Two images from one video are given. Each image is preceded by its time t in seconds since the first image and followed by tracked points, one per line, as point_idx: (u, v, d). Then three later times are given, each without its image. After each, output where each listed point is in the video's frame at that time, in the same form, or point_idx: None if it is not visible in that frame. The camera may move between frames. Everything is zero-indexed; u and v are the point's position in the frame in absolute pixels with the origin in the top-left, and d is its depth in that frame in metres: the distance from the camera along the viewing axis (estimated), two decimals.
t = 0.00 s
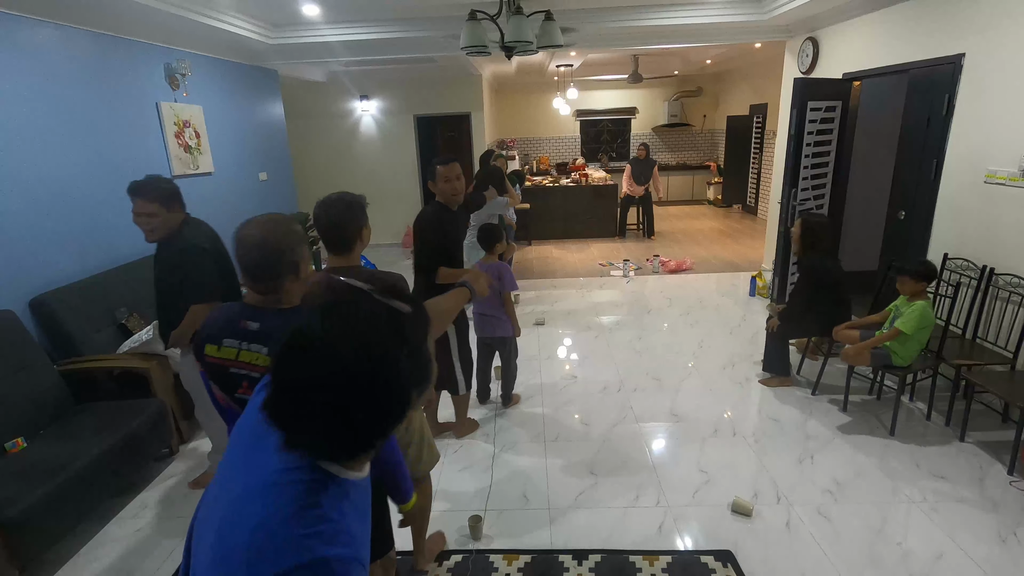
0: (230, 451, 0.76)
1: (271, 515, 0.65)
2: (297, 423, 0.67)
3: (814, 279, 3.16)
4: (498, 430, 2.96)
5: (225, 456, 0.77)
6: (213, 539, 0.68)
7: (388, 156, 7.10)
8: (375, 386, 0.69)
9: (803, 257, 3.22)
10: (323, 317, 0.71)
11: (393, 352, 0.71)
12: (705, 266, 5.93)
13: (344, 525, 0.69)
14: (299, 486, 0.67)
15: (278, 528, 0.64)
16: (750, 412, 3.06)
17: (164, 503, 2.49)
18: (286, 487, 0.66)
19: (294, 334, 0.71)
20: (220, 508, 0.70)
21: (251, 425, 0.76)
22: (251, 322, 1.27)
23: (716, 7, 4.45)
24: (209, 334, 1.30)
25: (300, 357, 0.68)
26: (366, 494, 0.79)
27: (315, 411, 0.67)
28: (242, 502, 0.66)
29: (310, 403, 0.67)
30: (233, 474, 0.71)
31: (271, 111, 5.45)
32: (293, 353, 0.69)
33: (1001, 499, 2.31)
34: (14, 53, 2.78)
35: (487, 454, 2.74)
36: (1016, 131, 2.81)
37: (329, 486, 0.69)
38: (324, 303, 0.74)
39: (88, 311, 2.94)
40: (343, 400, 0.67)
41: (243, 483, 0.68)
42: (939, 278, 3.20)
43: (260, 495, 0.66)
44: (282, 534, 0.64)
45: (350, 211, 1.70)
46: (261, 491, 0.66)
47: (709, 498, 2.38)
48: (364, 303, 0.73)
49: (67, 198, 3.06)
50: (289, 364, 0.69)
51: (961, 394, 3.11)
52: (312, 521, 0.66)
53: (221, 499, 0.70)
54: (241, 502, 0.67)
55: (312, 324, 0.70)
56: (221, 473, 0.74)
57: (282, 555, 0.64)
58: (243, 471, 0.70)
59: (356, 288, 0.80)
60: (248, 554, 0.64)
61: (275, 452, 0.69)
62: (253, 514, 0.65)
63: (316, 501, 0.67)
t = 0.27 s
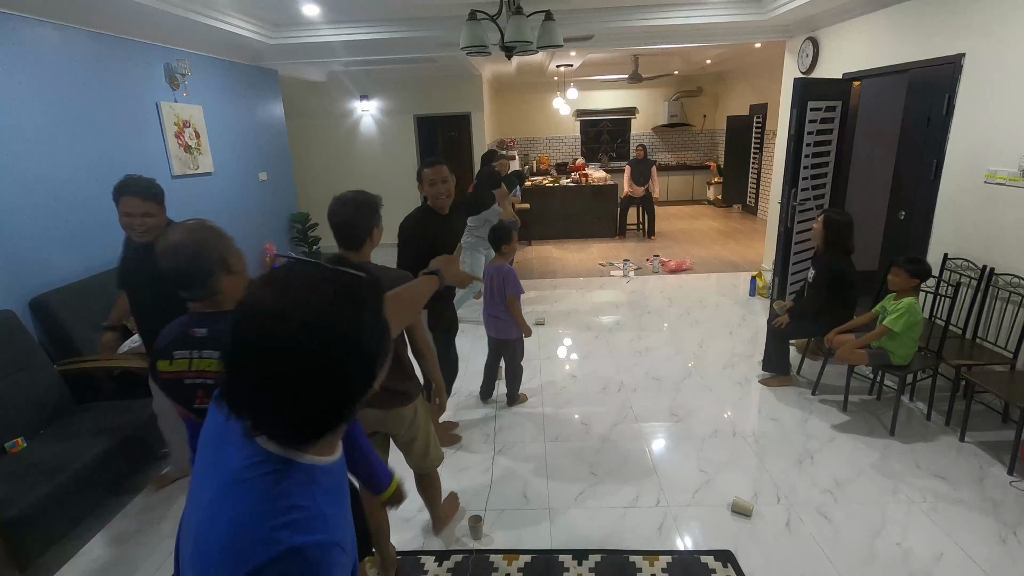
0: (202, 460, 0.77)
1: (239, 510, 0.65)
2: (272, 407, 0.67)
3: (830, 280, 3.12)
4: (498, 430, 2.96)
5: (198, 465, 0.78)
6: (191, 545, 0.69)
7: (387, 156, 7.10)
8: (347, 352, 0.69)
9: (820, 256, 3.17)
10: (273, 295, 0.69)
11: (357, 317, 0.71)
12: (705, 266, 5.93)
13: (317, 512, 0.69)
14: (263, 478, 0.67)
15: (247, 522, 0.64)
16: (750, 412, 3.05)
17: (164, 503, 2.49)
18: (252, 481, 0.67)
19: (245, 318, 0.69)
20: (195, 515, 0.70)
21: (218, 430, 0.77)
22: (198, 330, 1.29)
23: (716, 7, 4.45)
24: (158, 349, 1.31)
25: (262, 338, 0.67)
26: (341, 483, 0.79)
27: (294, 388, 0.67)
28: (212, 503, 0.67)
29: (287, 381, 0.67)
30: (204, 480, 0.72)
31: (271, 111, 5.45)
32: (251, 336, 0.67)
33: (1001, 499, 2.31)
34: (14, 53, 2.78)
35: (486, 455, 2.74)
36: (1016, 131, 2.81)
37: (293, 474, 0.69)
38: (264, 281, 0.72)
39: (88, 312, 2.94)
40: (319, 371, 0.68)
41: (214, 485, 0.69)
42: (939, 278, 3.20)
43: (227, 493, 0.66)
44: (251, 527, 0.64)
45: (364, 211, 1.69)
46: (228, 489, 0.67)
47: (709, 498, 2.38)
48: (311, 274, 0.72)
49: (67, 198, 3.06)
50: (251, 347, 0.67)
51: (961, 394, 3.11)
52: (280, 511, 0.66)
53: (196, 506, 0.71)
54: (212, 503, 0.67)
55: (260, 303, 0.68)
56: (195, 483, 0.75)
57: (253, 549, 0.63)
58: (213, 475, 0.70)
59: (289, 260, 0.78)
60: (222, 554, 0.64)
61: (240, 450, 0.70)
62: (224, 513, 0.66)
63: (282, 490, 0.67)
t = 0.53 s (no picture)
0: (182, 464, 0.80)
1: (215, 505, 0.68)
2: (241, 394, 0.68)
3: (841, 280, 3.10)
4: (498, 430, 2.96)
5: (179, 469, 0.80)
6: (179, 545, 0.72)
7: (387, 156, 7.10)
8: (313, 331, 0.71)
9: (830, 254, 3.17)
10: (231, 280, 0.68)
11: (317, 296, 0.73)
12: (705, 266, 5.93)
13: (292, 498, 0.71)
14: (233, 473, 0.69)
15: (222, 514, 0.67)
16: (750, 412, 3.05)
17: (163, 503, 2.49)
18: (225, 475, 0.69)
19: (203, 306, 0.68)
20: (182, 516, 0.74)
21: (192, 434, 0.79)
22: (152, 336, 1.41)
23: (716, 7, 4.45)
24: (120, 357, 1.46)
25: (227, 325, 0.67)
26: (320, 470, 0.81)
27: (263, 370, 0.68)
28: (192, 502, 0.70)
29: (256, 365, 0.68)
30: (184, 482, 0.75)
31: (271, 111, 5.45)
32: (213, 323, 0.67)
33: (1001, 499, 2.31)
34: (14, 53, 2.78)
35: (486, 454, 2.74)
36: (1016, 131, 2.81)
37: (264, 464, 0.71)
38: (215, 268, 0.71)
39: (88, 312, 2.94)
40: (287, 352, 0.69)
41: (193, 485, 0.72)
42: (939, 278, 3.20)
43: (204, 490, 0.69)
44: (226, 520, 0.67)
45: (384, 211, 1.62)
46: (205, 486, 0.69)
47: (709, 498, 2.38)
48: (265, 255, 0.72)
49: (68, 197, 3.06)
50: (214, 334, 0.67)
51: (961, 394, 3.11)
52: (252, 501, 0.68)
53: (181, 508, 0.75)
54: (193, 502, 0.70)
55: (217, 289, 0.68)
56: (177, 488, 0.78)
57: (230, 540, 0.66)
58: (191, 476, 0.73)
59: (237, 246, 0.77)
60: (204, 549, 0.67)
61: (212, 448, 0.72)
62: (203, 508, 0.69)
63: (254, 480, 0.69)
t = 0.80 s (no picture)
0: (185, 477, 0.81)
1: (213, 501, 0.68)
2: (235, 387, 0.68)
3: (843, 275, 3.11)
4: (498, 430, 2.96)
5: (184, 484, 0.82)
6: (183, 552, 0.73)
7: (387, 156, 7.10)
8: (304, 323, 0.71)
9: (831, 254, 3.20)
10: (218, 274, 0.70)
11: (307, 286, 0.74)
12: (705, 266, 5.93)
13: (291, 489, 0.71)
14: (230, 466, 0.70)
15: (220, 507, 0.68)
16: (750, 412, 3.06)
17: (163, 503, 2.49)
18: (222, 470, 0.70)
19: (194, 303, 0.69)
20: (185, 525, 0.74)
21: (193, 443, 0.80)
22: (137, 334, 1.36)
23: (716, 7, 4.45)
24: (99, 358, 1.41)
25: (219, 320, 0.68)
26: (320, 465, 0.81)
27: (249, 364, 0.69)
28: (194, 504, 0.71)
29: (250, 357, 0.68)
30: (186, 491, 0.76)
31: (271, 111, 5.44)
32: (206, 320, 0.68)
33: (1001, 499, 2.31)
34: (14, 53, 2.78)
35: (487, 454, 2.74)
36: (1016, 131, 2.81)
37: (260, 455, 0.71)
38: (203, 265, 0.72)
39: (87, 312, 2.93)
40: (278, 345, 0.69)
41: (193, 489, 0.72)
42: (939, 278, 3.20)
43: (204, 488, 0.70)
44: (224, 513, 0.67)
45: (415, 206, 1.64)
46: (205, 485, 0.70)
47: (709, 498, 2.38)
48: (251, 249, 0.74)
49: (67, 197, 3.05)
50: (207, 329, 0.68)
51: (961, 394, 3.11)
52: (248, 492, 0.68)
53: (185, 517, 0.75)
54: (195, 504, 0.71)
55: (206, 285, 0.69)
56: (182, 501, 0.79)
57: (228, 532, 0.66)
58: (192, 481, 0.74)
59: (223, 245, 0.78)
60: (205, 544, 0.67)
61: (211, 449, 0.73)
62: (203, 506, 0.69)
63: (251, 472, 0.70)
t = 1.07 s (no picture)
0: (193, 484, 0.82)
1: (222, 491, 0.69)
2: (221, 381, 0.69)
3: (835, 276, 3.11)
4: (498, 430, 2.96)
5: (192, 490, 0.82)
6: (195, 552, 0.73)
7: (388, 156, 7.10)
8: (289, 315, 0.70)
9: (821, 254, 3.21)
10: (203, 269, 0.70)
11: (292, 277, 0.72)
12: (705, 266, 5.93)
13: (295, 474, 0.71)
14: (234, 457, 0.70)
15: (228, 497, 0.68)
16: (750, 411, 3.06)
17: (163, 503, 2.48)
18: (228, 460, 0.70)
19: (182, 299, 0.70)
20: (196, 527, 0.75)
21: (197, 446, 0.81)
22: (135, 332, 1.37)
23: (717, 7, 4.45)
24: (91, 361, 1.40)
25: (203, 316, 0.68)
26: (325, 455, 0.80)
27: (236, 360, 0.69)
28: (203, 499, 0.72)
29: (234, 352, 0.68)
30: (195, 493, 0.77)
31: (271, 111, 5.44)
32: (192, 316, 0.69)
33: (1001, 499, 2.32)
34: (13, 53, 2.77)
35: (487, 454, 2.74)
36: (1016, 131, 2.81)
37: (262, 443, 0.72)
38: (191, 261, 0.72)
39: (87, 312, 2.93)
40: (263, 338, 0.69)
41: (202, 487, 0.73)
42: (939, 278, 3.20)
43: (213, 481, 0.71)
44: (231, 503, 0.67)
45: (437, 201, 1.84)
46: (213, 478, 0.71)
47: (709, 498, 2.38)
48: (237, 242, 0.73)
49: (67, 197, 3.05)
50: (193, 325, 0.69)
51: (961, 394, 3.11)
52: (252, 478, 0.68)
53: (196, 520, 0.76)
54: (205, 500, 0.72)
55: (192, 280, 0.70)
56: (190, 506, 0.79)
57: (236, 520, 0.66)
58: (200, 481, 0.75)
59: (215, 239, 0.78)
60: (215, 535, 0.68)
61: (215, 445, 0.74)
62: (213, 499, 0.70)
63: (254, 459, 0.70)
